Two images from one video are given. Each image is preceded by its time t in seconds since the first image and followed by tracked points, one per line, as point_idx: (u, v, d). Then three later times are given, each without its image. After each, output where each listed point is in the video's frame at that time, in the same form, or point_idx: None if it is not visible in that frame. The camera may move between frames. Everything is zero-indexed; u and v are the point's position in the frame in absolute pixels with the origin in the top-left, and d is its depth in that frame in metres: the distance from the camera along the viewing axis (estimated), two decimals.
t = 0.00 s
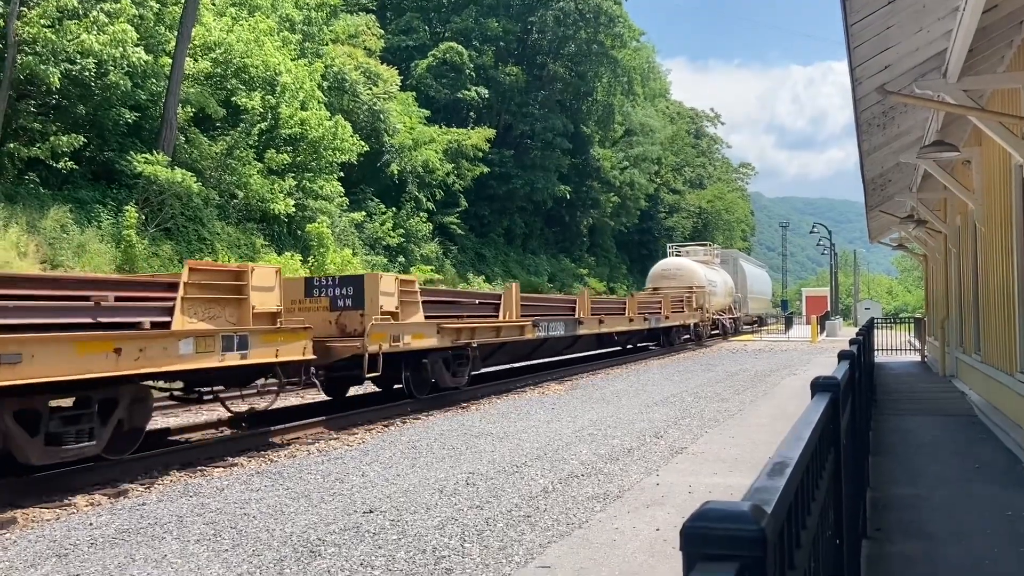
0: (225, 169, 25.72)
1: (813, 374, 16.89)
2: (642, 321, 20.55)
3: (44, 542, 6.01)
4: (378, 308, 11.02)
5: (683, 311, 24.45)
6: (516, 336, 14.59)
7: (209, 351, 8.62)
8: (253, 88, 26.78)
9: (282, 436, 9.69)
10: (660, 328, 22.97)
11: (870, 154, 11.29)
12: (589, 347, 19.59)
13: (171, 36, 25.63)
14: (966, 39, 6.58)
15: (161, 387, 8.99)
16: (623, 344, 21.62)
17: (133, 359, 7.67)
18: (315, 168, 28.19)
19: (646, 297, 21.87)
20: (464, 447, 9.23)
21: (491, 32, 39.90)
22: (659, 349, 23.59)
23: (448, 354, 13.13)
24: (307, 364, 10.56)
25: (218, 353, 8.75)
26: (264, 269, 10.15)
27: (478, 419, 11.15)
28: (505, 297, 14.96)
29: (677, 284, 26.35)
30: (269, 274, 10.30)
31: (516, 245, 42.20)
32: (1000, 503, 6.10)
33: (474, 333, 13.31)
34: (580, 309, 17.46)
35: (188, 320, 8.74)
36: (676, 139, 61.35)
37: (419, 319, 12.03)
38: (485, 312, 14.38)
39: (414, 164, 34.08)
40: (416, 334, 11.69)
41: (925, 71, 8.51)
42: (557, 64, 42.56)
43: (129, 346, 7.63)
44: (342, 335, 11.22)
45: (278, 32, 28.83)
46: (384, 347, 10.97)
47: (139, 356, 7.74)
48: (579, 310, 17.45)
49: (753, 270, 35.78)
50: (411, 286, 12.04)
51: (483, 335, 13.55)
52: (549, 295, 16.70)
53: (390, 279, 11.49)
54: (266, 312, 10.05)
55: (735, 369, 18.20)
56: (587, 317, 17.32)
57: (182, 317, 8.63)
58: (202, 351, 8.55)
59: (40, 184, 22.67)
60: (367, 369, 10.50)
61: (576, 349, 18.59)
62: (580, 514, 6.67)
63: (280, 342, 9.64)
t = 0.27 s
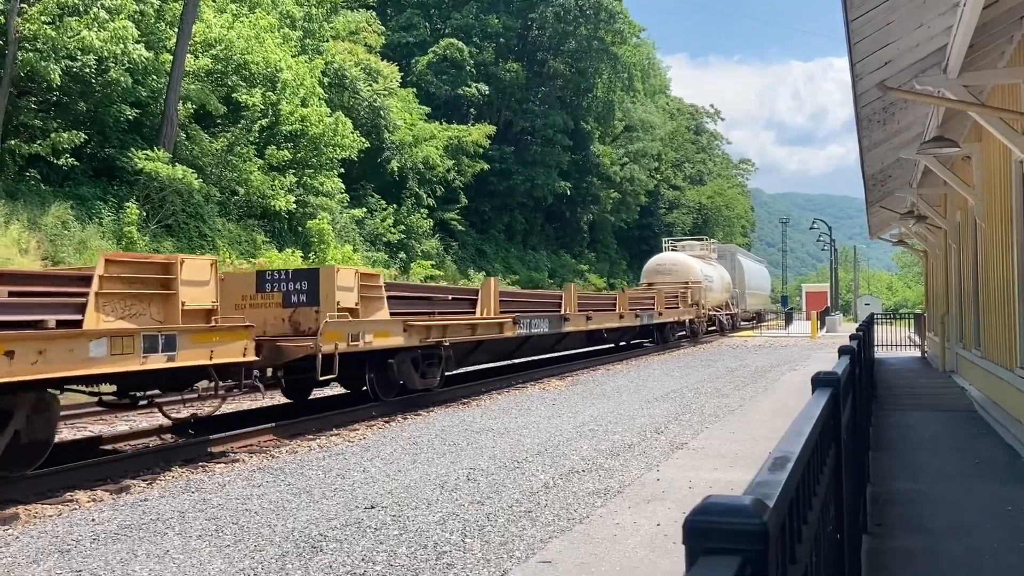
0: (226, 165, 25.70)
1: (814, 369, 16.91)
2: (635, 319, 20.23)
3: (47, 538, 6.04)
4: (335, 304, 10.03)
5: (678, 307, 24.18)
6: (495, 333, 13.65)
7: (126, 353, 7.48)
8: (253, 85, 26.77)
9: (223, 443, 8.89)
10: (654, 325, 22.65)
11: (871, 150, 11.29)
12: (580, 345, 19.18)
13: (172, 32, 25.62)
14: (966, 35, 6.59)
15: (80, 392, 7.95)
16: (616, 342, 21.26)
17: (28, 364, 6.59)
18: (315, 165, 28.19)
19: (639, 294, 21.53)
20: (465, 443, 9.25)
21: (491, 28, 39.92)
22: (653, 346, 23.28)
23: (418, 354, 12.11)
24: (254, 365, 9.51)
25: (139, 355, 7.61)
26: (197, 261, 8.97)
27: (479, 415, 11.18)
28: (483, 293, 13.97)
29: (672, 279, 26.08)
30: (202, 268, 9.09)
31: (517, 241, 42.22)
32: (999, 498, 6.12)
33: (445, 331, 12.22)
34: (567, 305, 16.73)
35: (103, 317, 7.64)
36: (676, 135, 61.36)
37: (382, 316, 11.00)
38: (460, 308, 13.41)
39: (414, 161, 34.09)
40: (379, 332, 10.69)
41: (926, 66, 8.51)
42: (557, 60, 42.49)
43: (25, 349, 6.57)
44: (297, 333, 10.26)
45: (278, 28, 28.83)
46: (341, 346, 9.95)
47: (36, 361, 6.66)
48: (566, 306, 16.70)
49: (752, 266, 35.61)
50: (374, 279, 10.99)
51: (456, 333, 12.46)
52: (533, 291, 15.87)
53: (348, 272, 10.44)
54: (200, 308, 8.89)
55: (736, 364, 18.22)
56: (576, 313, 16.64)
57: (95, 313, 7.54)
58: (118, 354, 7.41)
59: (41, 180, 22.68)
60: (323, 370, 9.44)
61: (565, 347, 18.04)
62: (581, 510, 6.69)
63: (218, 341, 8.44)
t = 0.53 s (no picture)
0: (225, 162, 25.68)
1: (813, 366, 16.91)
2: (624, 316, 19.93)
3: (45, 535, 6.03)
4: (280, 300, 9.39)
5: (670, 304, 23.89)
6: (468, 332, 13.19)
7: (20, 356, 6.89)
8: (252, 81, 26.74)
9: (146, 457, 8.03)
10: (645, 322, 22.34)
11: (870, 146, 11.29)
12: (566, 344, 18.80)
13: (170, 29, 25.57)
14: (965, 31, 6.57)
15: None
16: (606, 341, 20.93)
17: None
18: (314, 162, 28.16)
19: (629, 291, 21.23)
20: (464, 440, 9.26)
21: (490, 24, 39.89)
22: (645, 344, 22.99)
23: (380, 355, 11.41)
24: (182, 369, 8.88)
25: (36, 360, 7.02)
26: (109, 254, 8.81)
27: (478, 412, 11.17)
28: (457, 289, 13.29)
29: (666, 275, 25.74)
30: (119, 260, 8.95)
31: (516, 238, 42.22)
32: (999, 494, 6.11)
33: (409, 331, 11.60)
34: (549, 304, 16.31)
35: None
36: (675, 131, 61.32)
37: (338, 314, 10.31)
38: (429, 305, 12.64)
39: (414, 158, 34.06)
40: (332, 331, 10.00)
41: (925, 62, 8.50)
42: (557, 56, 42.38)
43: None
44: (239, 333, 9.63)
45: (277, 25, 28.80)
46: (287, 348, 9.34)
47: None
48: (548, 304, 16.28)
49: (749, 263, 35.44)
50: (326, 274, 10.30)
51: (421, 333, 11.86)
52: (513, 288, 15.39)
53: (297, 266, 9.80)
54: (116, 304, 8.81)
55: (735, 361, 18.22)
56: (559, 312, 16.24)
57: None
58: (10, 356, 6.82)
59: (40, 177, 22.65)
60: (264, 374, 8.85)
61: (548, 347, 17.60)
62: (580, 506, 6.69)
63: (134, 342, 7.92)
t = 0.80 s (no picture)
0: (223, 159, 25.67)
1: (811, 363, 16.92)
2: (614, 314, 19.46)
3: (44, 532, 6.03)
4: (212, 294, 8.63)
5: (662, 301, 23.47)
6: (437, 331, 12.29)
7: None
8: (250, 79, 26.71)
9: (51, 476, 7.21)
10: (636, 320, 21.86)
11: (868, 143, 11.27)
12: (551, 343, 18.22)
13: (168, 26, 25.54)
14: (963, 28, 6.56)
15: None
16: (594, 339, 20.48)
17: None
18: (312, 159, 28.14)
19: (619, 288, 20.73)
20: (462, 437, 9.26)
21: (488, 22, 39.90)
22: (636, 343, 22.50)
23: (333, 357, 10.52)
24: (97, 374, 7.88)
25: None
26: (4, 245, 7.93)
27: (476, 409, 11.17)
28: (423, 285, 12.43)
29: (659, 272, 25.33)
30: (11, 252, 8.07)
31: (515, 235, 42.23)
32: (996, 491, 6.12)
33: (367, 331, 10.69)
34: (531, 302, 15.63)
35: None
36: (673, 129, 61.31)
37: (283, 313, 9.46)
38: (392, 303, 11.74)
39: (412, 155, 34.06)
40: (275, 332, 9.15)
41: (923, 59, 8.50)
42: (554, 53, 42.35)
43: None
44: (170, 334, 8.83)
45: (275, 22, 28.78)
46: (222, 351, 8.54)
47: None
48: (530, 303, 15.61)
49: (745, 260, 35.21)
50: (271, 268, 9.55)
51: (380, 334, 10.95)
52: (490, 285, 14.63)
53: (235, 259, 9.04)
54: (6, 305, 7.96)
55: (733, 358, 18.23)
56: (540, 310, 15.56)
57: None
58: None
59: (37, 174, 22.62)
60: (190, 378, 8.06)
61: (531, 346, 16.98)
62: (578, 503, 6.70)
63: (28, 345, 6.85)
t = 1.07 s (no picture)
0: (220, 158, 25.63)
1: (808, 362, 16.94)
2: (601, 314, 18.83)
3: (41, 532, 6.03)
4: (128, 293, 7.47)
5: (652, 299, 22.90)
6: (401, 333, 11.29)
7: None
8: (247, 78, 26.71)
9: None
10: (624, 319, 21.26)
11: (865, 142, 11.29)
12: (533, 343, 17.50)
13: (165, 26, 25.50)
14: (959, 27, 6.58)
15: None
16: (580, 339, 19.84)
17: None
18: (310, 158, 28.14)
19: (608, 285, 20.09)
20: (459, 436, 9.26)
21: (486, 21, 39.93)
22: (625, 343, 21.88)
23: (279, 363, 9.53)
24: None
25: None
26: None
27: (474, 408, 11.18)
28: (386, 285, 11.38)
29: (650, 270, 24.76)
30: None
31: (512, 234, 42.26)
32: (992, 489, 6.14)
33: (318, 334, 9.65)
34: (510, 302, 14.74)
35: None
36: (671, 128, 61.36)
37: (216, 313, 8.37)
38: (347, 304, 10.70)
39: (409, 155, 34.11)
40: (205, 337, 8.06)
41: (919, 58, 8.52)
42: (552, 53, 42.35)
43: None
44: (82, 338, 7.72)
45: (272, 21, 28.77)
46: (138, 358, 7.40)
47: None
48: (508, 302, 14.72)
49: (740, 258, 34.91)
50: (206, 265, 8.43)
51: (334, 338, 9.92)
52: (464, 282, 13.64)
53: (157, 255, 7.86)
54: None
55: (730, 357, 18.26)
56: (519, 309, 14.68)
57: None
58: None
59: (34, 174, 22.60)
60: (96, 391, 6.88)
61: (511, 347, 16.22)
62: (576, 502, 6.71)
63: None
